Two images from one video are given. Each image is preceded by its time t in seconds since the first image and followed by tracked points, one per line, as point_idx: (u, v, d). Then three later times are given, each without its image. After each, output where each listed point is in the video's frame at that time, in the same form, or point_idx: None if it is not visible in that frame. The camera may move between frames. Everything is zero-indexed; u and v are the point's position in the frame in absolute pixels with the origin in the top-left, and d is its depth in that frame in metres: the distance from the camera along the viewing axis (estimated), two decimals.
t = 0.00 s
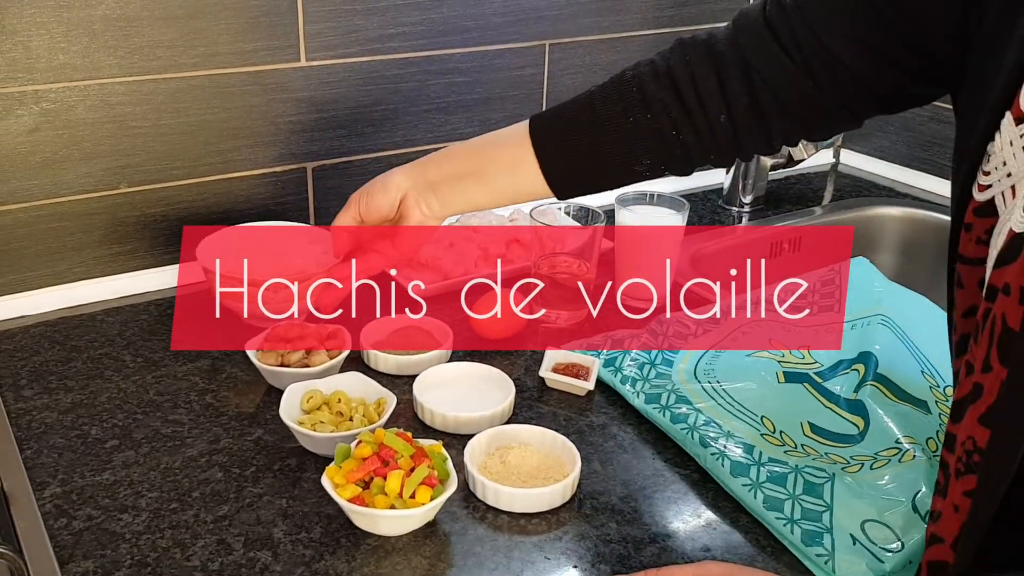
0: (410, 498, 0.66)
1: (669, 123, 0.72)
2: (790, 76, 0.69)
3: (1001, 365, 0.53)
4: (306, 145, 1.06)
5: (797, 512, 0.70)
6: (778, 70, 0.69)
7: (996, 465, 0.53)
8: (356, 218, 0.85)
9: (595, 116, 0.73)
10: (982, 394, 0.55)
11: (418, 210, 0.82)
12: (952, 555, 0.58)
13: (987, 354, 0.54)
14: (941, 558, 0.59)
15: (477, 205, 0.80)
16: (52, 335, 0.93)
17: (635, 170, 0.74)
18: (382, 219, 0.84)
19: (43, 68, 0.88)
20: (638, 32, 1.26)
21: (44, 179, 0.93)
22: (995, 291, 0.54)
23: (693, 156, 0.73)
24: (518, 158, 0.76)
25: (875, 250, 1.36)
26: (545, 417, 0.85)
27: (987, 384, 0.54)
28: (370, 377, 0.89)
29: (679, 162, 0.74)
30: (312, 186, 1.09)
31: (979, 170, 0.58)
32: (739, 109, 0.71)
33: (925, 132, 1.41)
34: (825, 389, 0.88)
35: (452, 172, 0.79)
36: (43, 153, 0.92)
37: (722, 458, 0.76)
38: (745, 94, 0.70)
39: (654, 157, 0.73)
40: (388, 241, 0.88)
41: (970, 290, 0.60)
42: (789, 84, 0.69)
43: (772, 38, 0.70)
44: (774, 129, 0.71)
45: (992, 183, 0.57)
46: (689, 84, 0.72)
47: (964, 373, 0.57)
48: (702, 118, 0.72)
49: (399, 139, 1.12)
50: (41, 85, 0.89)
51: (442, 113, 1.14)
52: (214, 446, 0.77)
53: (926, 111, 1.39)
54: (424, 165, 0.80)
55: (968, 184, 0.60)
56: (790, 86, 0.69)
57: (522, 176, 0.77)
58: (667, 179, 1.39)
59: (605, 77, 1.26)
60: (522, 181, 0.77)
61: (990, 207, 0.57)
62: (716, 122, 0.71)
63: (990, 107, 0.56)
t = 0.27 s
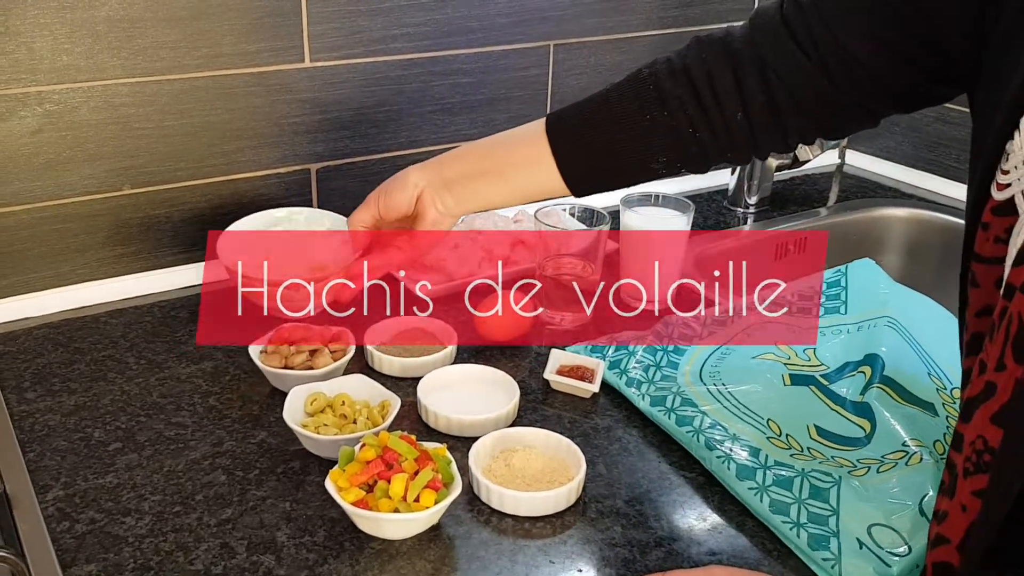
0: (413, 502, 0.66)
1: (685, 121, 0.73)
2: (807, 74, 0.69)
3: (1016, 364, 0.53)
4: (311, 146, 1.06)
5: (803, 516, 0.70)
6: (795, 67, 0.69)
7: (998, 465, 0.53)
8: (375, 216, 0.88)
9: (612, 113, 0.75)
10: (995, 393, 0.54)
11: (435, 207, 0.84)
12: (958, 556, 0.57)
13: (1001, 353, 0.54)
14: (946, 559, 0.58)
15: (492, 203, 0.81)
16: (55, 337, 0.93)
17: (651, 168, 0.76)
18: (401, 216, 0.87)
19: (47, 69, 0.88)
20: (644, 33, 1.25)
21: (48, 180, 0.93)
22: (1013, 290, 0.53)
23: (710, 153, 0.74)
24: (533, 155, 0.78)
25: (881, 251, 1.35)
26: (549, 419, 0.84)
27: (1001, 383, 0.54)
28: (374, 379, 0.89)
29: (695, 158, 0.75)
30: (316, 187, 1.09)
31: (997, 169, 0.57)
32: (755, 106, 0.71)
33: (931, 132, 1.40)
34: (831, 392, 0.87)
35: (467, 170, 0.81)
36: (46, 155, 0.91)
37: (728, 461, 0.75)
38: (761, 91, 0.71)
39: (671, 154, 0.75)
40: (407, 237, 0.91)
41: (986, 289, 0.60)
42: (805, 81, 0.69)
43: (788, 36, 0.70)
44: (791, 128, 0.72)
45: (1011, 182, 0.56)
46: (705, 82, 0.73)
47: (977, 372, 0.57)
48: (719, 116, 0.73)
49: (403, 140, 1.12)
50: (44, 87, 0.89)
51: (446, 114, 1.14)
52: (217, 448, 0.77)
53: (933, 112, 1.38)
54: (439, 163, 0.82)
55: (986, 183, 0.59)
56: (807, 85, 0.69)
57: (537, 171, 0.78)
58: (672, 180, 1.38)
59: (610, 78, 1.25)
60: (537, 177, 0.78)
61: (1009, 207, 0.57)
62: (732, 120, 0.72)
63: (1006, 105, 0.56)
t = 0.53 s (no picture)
0: (415, 505, 0.65)
1: (702, 116, 0.76)
2: (822, 70, 0.71)
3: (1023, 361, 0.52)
4: (314, 146, 1.06)
5: (808, 519, 0.69)
6: (809, 62, 0.72)
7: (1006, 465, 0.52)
8: (394, 208, 0.92)
9: (630, 109, 0.78)
10: (1002, 390, 0.54)
11: (453, 199, 0.88)
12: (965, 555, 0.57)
13: (1009, 351, 0.53)
14: (952, 559, 0.58)
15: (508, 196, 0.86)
16: (56, 338, 0.93)
17: (670, 163, 0.79)
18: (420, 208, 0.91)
19: (48, 69, 0.88)
20: (648, 32, 1.25)
21: (50, 181, 0.92)
22: (1023, 288, 0.53)
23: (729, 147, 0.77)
24: (550, 150, 0.82)
25: (887, 251, 1.34)
26: (552, 421, 0.84)
27: (1008, 380, 0.53)
28: (376, 380, 0.88)
29: (712, 154, 0.77)
30: (319, 188, 1.09)
31: (1010, 165, 0.57)
32: (771, 102, 0.74)
33: (937, 132, 1.39)
34: (835, 393, 0.86)
35: (485, 164, 0.85)
36: (48, 155, 0.91)
37: (732, 464, 0.75)
38: (776, 85, 0.73)
39: (688, 150, 0.78)
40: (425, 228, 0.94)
41: (995, 287, 0.60)
42: (820, 76, 0.72)
43: (805, 32, 0.72)
44: (807, 124, 0.74)
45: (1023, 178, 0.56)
46: (723, 78, 0.75)
47: (985, 370, 0.56)
48: (735, 112, 0.75)
49: (406, 140, 1.12)
50: (46, 87, 0.88)
51: (449, 114, 1.13)
52: (218, 451, 0.76)
53: (939, 111, 1.37)
54: (458, 157, 0.87)
55: (997, 181, 0.58)
56: (823, 80, 0.72)
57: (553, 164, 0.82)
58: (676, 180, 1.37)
59: (614, 78, 1.25)
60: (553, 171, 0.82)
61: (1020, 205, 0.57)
62: (749, 115, 0.75)
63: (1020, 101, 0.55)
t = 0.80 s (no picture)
0: (414, 510, 0.65)
1: (705, 113, 0.76)
2: (825, 69, 0.71)
3: None
4: (313, 148, 1.05)
5: (810, 522, 0.69)
6: (812, 61, 0.71)
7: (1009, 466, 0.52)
8: (394, 202, 0.91)
9: (633, 106, 0.77)
10: (1005, 390, 0.53)
11: (456, 195, 0.87)
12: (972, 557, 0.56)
13: (1010, 350, 0.53)
14: (960, 561, 0.57)
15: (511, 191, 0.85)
16: (54, 341, 0.92)
17: (671, 159, 0.78)
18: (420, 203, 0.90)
19: (46, 71, 0.88)
20: (648, 33, 1.24)
21: (47, 183, 0.92)
22: None
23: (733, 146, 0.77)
24: (556, 145, 0.81)
25: (888, 252, 1.34)
26: (553, 424, 0.83)
27: (1010, 380, 0.53)
28: (375, 383, 0.88)
29: (715, 151, 0.77)
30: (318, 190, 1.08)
31: (1012, 164, 0.56)
32: (774, 101, 0.73)
33: (938, 132, 1.38)
34: (837, 396, 0.86)
35: (488, 160, 0.85)
36: (46, 158, 0.91)
37: (733, 467, 0.74)
38: (779, 85, 0.73)
39: (690, 147, 0.77)
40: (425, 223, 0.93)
41: (997, 286, 0.59)
42: (824, 75, 0.71)
43: (809, 31, 0.72)
44: (810, 122, 0.74)
45: None
46: (725, 76, 0.75)
47: (987, 370, 0.56)
48: (738, 110, 0.75)
49: (405, 141, 1.11)
50: (44, 89, 0.88)
51: (449, 115, 1.13)
52: (216, 455, 0.76)
53: (940, 112, 1.37)
54: (462, 152, 0.86)
55: (998, 181, 0.58)
56: (826, 79, 0.71)
57: (559, 159, 0.81)
58: (677, 181, 1.37)
59: (614, 78, 1.24)
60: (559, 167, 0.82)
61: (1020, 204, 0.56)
62: (752, 113, 0.75)
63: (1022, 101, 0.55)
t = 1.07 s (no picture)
0: (412, 515, 0.65)
1: (710, 109, 0.75)
2: (829, 67, 0.71)
3: None
4: (311, 150, 1.05)
5: (810, 527, 0.68)
6: (816, 58, 0.71)
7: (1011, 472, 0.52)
8: (395, 194, 0.89)
9: (638, 100, 0.77)
10: (1006, 394, 0.53)
11: (459, 187, 0.87)
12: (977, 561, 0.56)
13: (1011, 353, 0.52)
14: (966, 565, 0.57)
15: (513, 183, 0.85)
16: (51, 345, 0.92)
17: (676, 155, 0.78)
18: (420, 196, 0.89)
19: (42, 73, 0.87)
20: (646, 34, 1.24)
21: (44, 186, 0.91)
22: None
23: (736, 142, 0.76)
24: (560, 138, 0.81)
25: (887, 254, 1.34)
26: (552, 428, 0.83)
27: (1011, 384, 0.52)
28: (374, 387, 0.87)
29: (719, 147, 0.77)
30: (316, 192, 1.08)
31: (1014, 165, 0.56)
32: (779, 99, 0.73)
33: (937, 133, 1.38)
34: (837, 399, 0.86)
35: (491, 153, 0.84)
36: (42, 160, 0.90)
37: (734, 471, 0.74)
38: (784, 83, 0.73)
39: (695, 143, 0.77)
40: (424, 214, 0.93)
41: (998, 287, 0.59)
42: (828, 74, 0.71)
43: (814, 29, 0.72)
44: (813, 121, 0.73)
45: None
46: (731, 72, 0.74)
47: (988, 373, 0.56)
48: (743, 107, 0.75)
49: (404, 144, 1.11)
50: (40, 92, 0.88)
51: (447, 117, 1.13)
52: (214, 459, 0.75)
53: (939, 113, 1.37)
54: (466, 143, 0.85)
55: (1000, 182, 0.58)
56: (830, 78, 0.71)
57: (563, 152, 0.81)
58: (676, 183, 1.37)
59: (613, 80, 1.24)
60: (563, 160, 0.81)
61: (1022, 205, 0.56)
62: (757, 110, 0.74)
63: None
